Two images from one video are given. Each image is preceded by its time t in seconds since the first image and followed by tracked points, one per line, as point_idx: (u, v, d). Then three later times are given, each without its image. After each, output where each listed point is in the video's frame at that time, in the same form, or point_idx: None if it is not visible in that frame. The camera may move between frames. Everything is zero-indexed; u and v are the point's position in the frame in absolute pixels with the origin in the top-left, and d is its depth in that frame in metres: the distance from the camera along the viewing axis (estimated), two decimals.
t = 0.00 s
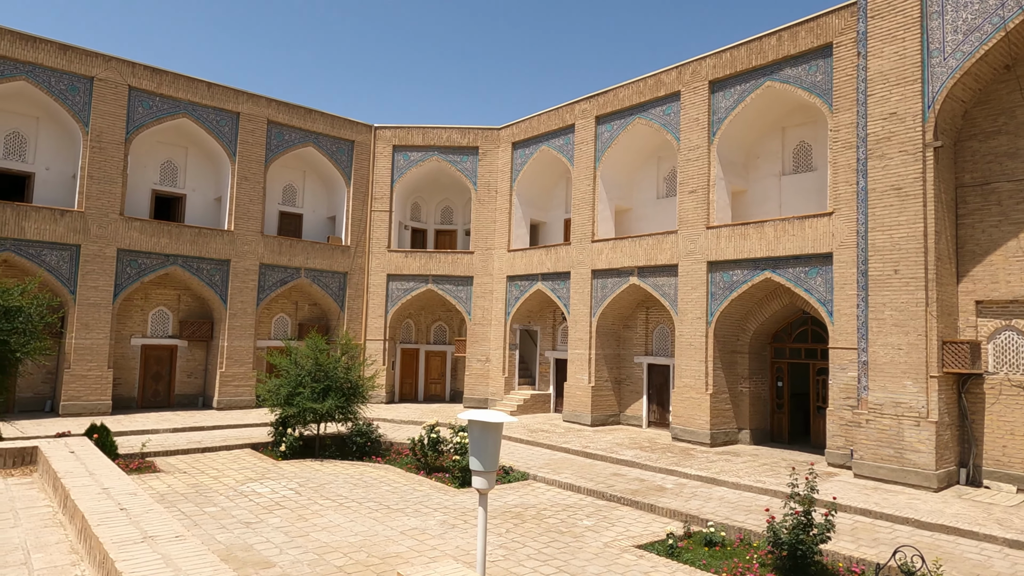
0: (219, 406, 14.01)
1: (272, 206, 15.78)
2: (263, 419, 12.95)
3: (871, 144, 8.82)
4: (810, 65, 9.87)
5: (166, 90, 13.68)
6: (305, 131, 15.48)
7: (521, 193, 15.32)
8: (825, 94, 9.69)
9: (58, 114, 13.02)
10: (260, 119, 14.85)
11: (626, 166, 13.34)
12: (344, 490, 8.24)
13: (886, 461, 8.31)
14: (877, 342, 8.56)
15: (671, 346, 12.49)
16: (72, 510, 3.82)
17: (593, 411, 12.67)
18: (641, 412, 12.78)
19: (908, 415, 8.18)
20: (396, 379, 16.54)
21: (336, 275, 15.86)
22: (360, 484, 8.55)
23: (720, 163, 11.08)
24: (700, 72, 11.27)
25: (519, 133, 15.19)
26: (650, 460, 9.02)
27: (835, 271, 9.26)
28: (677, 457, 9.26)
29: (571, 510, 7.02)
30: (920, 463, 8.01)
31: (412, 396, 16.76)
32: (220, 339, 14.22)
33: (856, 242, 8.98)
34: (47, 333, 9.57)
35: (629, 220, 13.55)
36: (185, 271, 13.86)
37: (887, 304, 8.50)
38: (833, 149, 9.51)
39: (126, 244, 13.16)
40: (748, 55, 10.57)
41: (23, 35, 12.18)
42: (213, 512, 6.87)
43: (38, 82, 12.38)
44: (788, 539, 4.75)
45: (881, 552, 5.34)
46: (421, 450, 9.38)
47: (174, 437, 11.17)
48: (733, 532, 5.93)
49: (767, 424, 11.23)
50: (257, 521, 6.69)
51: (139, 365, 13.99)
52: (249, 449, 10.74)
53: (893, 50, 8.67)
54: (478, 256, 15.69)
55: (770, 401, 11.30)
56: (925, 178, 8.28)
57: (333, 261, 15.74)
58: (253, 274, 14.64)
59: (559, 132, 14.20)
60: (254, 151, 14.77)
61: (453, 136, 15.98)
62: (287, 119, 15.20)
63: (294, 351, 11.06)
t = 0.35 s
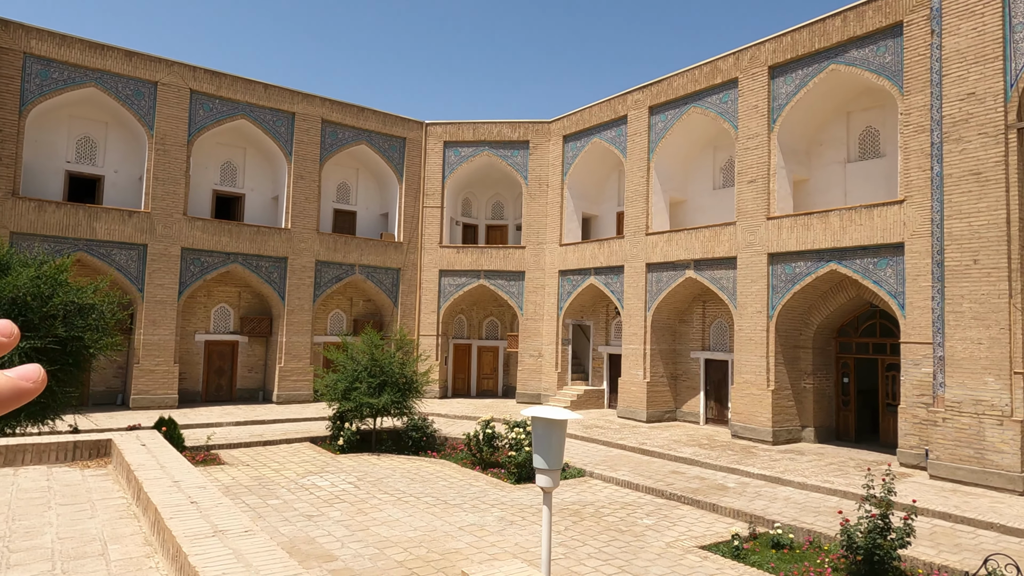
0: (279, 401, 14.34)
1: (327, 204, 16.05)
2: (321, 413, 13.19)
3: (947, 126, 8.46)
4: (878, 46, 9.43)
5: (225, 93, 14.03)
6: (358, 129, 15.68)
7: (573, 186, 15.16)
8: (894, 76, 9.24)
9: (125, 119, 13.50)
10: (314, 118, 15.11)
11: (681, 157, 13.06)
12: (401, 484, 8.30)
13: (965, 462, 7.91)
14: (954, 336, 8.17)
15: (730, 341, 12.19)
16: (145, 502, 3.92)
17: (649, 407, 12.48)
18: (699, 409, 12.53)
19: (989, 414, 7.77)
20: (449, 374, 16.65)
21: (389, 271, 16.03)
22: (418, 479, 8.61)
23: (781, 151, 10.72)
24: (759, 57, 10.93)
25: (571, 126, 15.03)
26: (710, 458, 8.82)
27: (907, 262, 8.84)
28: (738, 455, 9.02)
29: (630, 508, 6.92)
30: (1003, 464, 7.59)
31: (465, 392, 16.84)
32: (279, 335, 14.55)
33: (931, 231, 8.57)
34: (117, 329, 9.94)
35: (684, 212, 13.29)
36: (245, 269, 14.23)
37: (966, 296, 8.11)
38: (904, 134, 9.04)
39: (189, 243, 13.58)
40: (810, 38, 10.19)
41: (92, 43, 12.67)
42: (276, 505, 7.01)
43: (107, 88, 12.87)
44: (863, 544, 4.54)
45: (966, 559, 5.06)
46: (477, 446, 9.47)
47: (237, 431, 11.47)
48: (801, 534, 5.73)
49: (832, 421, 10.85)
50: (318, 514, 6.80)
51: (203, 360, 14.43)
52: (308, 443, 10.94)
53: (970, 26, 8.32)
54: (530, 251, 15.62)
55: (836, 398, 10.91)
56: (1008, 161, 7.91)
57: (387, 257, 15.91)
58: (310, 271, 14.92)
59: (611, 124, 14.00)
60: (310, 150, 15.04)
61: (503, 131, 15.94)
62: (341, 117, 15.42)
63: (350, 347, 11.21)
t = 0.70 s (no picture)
0: (347, 396, 14.63)
1: (391, 203, 16.27)
2: (388, 410, 13.37)
3: None
4: (969, 23, 8.85)
5: (293, 96, 14.38)
6: (421, 128, 15.82)
7: (637, 180, 14.87)
8: (989, 54, 8.65)
9: (201, 124, 14.01)
10: (379, 118, 15.33)
11: (751, 147, 12.64)
12: (469, 482, 8.31)
13: None
14: None
15: (804, 338, 11.73)
16: (225, 498, 4.01)
17: (719, 407, 12.15)
18: (772, 409, 12.11)
19: None
20: (513, 371, 16.66)
21: (453, 269, 16.12)
22: (485, 477, 8.60)
23: (861, 138, 10.21)
24: (836, 41, 10.44)
25: (635, 118, 14.75)
26: (787, 461, 8.52)
27: (1004, 253, 8.28)
28: (817, 459, 8.67)
29: (704, 511, 6.75)
30: None
31: (528, 389, 16.81)
32: (346, 332, 14.84)
33: None
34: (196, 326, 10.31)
35: (755, 204, 12.90)
36: (313, 267, 14.56)
37: None
38: (1000, 117, 8.47)
39: (261, 243, 13.99)
40: (893, 17, 9.66)
41: (170, 52, 13.19)
42: (347, 500, 7.11)
43: (184, 95, 13.38)
44: (964, 558, 4.25)
45: None
46: (543, 445, 9.38)
47: (308, 426, 11.74)
48: (891, 544, 5.45)
49: (918, 423, 10.30)
50: (388, 510, 6.86)
51: (275, 356, 14.86)
52: (376, 439, 11.10)
53: None
54: (593, 246, 15.43)
55: (922, 399, 10.33)
56: None
57: (450, 255, 16.01)
58: (376, 270, 15.16)
59: (677, 115, 13.66)
60: (374, 150, 15.26)
61: (566, 126, 15.79)
62: (405, 116, 15.59)
63: (416, 344, 11.30)
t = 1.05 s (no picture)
0: (416, 393, 14.80)
1: (458, 200, 16.35)
2: (456, 406, 13.44)
3: None
4: None
5: (363, 96, 14.62)
6: (488, 125, 15.83)
7: (709, 173, 14.38)
8: None
9: (276, 126, 14.42)
10: (446, 117, 15.41)
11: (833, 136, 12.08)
12: (538, 481, 8.23)
13: None
14: None
15: (892, 337, 11.11)
16: (300, 493, 4.04)
17: (798, 408, 11.67)
18: (856, 411, 11.54)
19: None
20: (580, 369, 16.50)
21: (520, 266, 16.08)
22: (554, 476, 8.49)
23: (956, 123, 9.57)
24: (927, 20, 9.82)
25: (706, 110, 14.32)
26: (874, 467, 8.17)
27: None
28: (908, 466, 8.25)
29: (785, 519, 6.58)
30: None
31: (596, 387, 16.61)
32: (415, 329, 15.01)
33: None
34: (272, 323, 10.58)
35: (836, 196, 12.32)
36: (383, 265, 14.78)
37: None
38: None
39: (333, 242, 14.30)
40: None
41: (247, 58, 13.63)
42: (417, 497, 7.15)
43: (260, 99, 13.80)
44: None
45: None
46: (612, 444, 9.22)
47: (378, 421, 11.92)
48: (996, 561, 5.17)
49: (1021, 429, 9.62)
50: (458, 508, 6.86)
51: (346, 352, 15.16)
52: (445, 435, 11.16)
53: None
54: (663, 242, 15.08)
55: None
56: None
57: (517, 252, 15.96)
58: (443, 267, 15.27)
59: (751, 105, 13.18)
60: (442, 148, 15.36)
61: (634, 119, 15.48)
62: (471, 114, 15.63)
63: (484, 341, 11.28)
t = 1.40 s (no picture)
0: (464, 391, 14.78)
1: (505, 198, 16.26)
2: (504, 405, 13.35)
3: None
4: None
5: (411, 95, 14.66)
6: (535, 122, 15.70)
7: (764, 167, 13.94)
8: None
9: (325, 127, 14.58)
10: (493, 114, 15.33)
11: (897, 126, 11.60)
12: (587, 483, 8.07)
13: None
14: None
15: (962, 338, 10.55)
16: (346, 494, 3.99)
17: (860, 411, 11.19)
18: (923, 416, 11.01)
19: None
20: (629, 369, 16.24)
21: (567, 264, 15.90)
22: (603, 478, 8.30)
23: None
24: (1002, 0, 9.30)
25: (760, 102, 13.88)
26: (945, 476, 7.94)
27: None
28: (982, 475, 7.95)
29: (850, 528, 6.41)
30: None
31: (646, 387, 16.32)
32: (462, 328, 15.00)
33: None
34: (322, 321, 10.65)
35: (902, 187, 11.89)
36: (430, 264, 14.81)
37: None
38: None
39: (381, 240, 14.38)
40: None
41: (298, 59, 13.82)
42: (465, 497, 7.08)
43: (310, 100, 13.98)
44: None
45: None
46: (664, 446, 8.94)
47: (426, 419, 11.92)
48: None
49: None
50: (506, 509, 6.76)
51: (395, 350, 15.24)
52: (492, 434, 11.08)
53: None
54: (715, 239, 14.69)
55: None
56: None
57: (564, 250, 15.78)
58: (490, 265, 15.20)
59: (809, 95, 12.70)
60: (489, 145, 15.30)
61: (684, 113, 15.11)
62: (518, 111, 15.52)
63: (532, 340, 11.16)
